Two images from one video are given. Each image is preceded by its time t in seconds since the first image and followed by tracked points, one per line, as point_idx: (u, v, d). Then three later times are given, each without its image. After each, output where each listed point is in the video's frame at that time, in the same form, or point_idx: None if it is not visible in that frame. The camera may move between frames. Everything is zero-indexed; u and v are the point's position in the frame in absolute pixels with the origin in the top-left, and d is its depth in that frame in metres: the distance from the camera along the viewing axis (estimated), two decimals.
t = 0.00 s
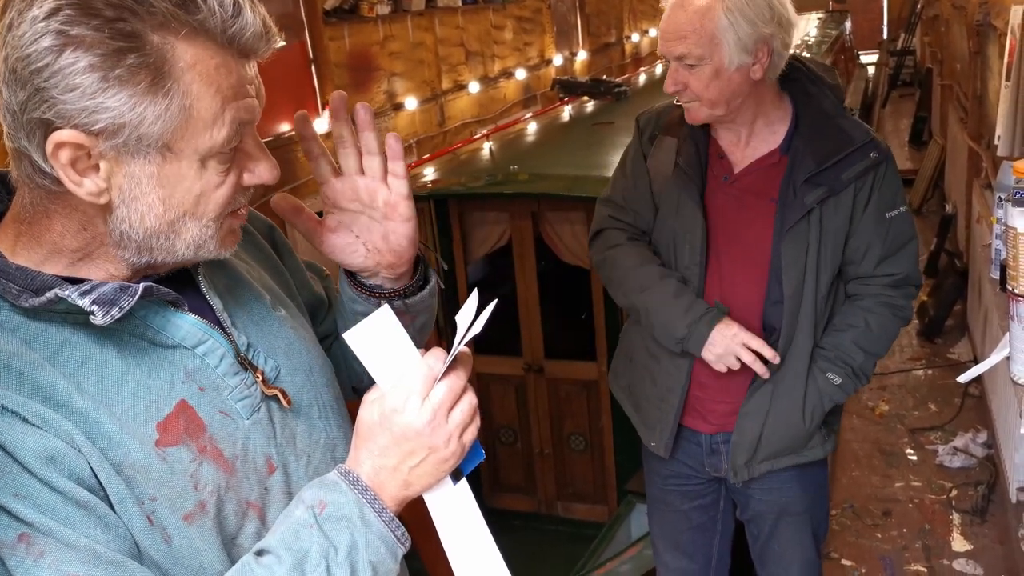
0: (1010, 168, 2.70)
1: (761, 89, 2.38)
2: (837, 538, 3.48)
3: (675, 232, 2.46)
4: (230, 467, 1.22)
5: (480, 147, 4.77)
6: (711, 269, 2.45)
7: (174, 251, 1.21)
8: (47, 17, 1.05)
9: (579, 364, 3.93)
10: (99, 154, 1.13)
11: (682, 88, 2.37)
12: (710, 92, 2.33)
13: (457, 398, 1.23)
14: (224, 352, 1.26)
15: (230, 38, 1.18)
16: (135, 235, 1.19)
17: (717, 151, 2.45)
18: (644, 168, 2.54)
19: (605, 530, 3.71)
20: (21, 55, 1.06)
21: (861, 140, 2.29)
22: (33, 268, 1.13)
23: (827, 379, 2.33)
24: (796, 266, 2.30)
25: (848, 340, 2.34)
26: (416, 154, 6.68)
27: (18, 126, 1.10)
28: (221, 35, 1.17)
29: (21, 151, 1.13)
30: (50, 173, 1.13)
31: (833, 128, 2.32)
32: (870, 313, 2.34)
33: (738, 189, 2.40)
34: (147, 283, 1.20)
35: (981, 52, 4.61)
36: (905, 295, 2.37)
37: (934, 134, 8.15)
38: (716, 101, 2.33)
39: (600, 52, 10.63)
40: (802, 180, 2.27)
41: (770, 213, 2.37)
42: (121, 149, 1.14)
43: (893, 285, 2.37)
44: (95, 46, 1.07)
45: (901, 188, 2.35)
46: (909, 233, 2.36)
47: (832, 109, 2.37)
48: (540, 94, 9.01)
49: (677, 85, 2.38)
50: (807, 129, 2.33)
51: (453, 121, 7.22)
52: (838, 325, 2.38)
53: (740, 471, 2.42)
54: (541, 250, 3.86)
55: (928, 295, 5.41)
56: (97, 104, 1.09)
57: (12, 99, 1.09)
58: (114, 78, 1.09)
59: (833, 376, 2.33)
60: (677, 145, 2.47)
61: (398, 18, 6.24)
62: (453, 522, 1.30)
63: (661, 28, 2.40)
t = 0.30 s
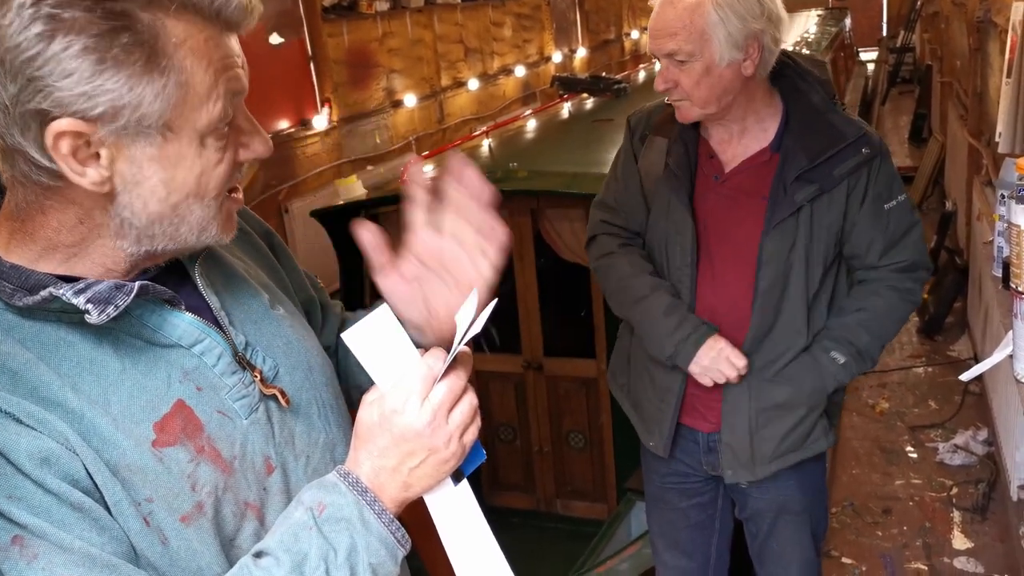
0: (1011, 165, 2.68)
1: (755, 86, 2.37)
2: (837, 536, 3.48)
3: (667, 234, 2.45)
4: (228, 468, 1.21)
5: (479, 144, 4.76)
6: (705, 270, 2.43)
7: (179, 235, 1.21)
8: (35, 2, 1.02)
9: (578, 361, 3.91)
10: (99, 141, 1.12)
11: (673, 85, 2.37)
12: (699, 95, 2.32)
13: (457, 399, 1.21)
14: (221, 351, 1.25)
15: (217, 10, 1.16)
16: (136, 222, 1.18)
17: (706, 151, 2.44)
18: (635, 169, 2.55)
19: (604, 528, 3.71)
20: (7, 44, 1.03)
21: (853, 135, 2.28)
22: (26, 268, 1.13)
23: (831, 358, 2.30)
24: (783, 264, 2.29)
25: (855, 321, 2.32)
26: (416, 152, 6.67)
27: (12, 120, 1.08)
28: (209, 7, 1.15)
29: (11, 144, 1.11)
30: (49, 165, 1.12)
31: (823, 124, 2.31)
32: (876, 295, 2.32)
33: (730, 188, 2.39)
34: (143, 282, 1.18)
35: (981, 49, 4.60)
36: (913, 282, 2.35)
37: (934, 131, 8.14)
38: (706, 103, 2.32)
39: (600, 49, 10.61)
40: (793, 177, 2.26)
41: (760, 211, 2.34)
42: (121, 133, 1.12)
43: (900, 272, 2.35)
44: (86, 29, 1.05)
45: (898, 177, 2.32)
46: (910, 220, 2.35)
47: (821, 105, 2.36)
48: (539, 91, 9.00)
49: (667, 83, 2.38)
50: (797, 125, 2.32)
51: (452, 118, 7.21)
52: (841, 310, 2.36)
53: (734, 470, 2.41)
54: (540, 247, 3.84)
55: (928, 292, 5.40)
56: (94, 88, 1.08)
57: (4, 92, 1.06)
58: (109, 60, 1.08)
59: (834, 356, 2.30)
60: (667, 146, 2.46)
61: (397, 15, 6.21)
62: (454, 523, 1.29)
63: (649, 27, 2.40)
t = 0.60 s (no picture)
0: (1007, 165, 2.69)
1: (741, 88, 2.37)
2: (831, 535, 3.48)
3: (651, 236, 2.45)
4: (229, 465, 1.20)
5: (475, 142, 4.75)
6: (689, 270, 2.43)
7: (189, 220, 1.20)
8: None
9: (574, 359, 3.91)
10: (110, 130, 1.13)
11: (678, 67, 2.34)
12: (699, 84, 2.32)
13: (459, 400, 1.19)
14: (223, 348, 1.25)
15: None
16: (148, 210, 1.18)
17: (694, 152, 2.44)
18: (623, 168, 2.55)
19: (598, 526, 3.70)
20: (16, 38, 1.03)
21: (843, 138, 2.26)
22: (30, 262, 1.12)
23: (894, 353, 2.32)
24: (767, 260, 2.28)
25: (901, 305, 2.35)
26: (411, 150, 6.65)
27: (21, 116, 1.08)
28: None
29: (16, 142, 1.11)
30: (61, 159, 1.11)
31: (812, 127, 2.30)
32: (912, 270, 2.35)
33: (720, 189, 2.38)
34: (146, 278, 1.17)
35: (976, 49, 4.60)
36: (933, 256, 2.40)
37: (929, 131, 8.16)
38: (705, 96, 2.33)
39: (595, 48, 10.61)
40: (780, 179, 2.25)
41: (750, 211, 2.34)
42: (133, 121, 1.13)
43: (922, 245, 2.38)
44: (95, 18, 1.06)
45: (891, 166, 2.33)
46: (913, 197, 2.38)
47: (811, 108, 2.36)
48: (533, 90, 9.00)
49: (673, 64, 2.36)
50: (788, 128, 2.32)
51: (448, 116, 7.20)
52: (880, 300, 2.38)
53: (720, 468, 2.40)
54: (535, 245, 3.83)
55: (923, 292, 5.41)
56: (105, 76, 1.09)
57: (12, 87, 1.06)
58: (120, 47, 1.09)
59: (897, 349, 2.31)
60: (655, 146, 2.47)
61: (393, 13, 6.20)
62: (453, 522, 1.29)
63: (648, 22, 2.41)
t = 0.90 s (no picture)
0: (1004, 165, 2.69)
1: (749, 82, 2.38)
2: (829, 534, 3.49)
3: (651, 233, 2.45)
4: (230, 463, 1.20)
5: (473, 141, 4.76)
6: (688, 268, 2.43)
7: (190, 222, 1.21)
8: None
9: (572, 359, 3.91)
10: (115, 129, 1.13)
11: (711, 32, 2.35)
12: (726, 59, 2.32)
13: (459, 401, 1.19)
14: (225, 347, 1.25)
15: None
16: (151, 209, 1.19)
17: (694, 148, 2.45)
18: (615, 167, 2.56)
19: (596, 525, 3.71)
20: (25, 35, 1.03)
21: (842, 133, 2.28)
22: (28, 256, 1.12)
23: (844, 326, 2.20)
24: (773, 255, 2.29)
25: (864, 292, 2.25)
26: (409, 149, 6.65)
27: (28, 112, 1.08)
28: None
29: (23, 138, 1.12)
30: (64, 156, 1.12)
31: (813, 122, 2.32)
32: (882, 274, 2.28)
33: (721, 183, 2.39)
34: (149, 276, 1.18)
35: (974, 49, 4.62)
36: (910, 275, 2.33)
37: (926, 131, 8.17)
38: (730, 73, 2.32)
39: (593, 47, 10.62)
40: (784, 172, 2.27)
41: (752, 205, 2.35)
42: (138, 121, 1.14)
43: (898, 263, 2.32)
44: (105, 17, 1.07)
45: (886, 177, 2.32)
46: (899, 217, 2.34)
47: (814, 105, 2.38)
48: (532, 89, 9.01)
49: (707, 29, 2.36)
50: (789, 122, 2.34)
51: (446, 115, 7.20)
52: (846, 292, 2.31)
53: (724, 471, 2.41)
54: (534, 245, 3.83)
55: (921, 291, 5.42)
56: (113, 75, 1.09)
57: (19, 84, 1.06)
58: (128, 47, 1.09)
59: (850, 320, 2.20)
60: (653, 145, 2.46)
61: (392, 12, 6.20)
62: (452, 523, 1.29)
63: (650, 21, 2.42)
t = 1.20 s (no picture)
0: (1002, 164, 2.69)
1: (756, 75, 2.37)
2: (827, 533, 3.49)
3: (650, 225, 2.44)
4: (228, 461, 1.20)
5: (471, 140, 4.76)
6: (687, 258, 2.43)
7: (203, 212, 1.22)
8: None
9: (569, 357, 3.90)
10: (137, 126, 1.13)
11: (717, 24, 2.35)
12: (733, 49, 2.32)
13: (458, 401, 1.18)
14: (222, 346, 1.24)
15: None
16: (165, 199, 1.18)
17: (697, 142, 2.44)
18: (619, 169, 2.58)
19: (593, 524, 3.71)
20: (48, 37, 1.03)
21: (845, 129, 2.27)
22: (32, 257, 1.11)
23: (763, 324, 2.22)
24: (767, 249, 2.30)
25: (807, 300, 2.26)
26: (407, 148, 6.65)
27: (49, 114, 1.08)
28: None
29: (38, 141, 1.10)
30: (85, 155, 1.11)
31: (816, 117, 2.31)
32: (839, 282, 2.27)
33: (722, 177, 2.39)
34: (147, 275, 1.17)
35: (973, 48, 4.62)
36: (872, 292, 2.29)
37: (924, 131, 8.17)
38: (735, 65, 2.33)
39: (591, 46, 10.61)
40: (785, 166, 2.26)
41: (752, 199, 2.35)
42: (160, 118, 1.14)
43: (865, 276, 2.31)
44: (128, 16, 1.07)
45: (880, 183, 2.31)
46: (885, 228, 2.31)
47: (817, 101, 2.36)
48: (530, 88, 9.01)
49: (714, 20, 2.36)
50: (793, 116, 2.33)
51: (444, 114, 7.19)
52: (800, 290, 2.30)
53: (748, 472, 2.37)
54: (531, 243, 3.83)
55: (919, 290, 5.43)
56: (136, 74, 1.10)
57: (40, 87, 1.06)
58: (151, 45, 1.10)
59: (768, 318, 2.22)
60: (657, 139, 2.48)
61: (390, 10, 6.20)
62: (449, 524, 1.28)
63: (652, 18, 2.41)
